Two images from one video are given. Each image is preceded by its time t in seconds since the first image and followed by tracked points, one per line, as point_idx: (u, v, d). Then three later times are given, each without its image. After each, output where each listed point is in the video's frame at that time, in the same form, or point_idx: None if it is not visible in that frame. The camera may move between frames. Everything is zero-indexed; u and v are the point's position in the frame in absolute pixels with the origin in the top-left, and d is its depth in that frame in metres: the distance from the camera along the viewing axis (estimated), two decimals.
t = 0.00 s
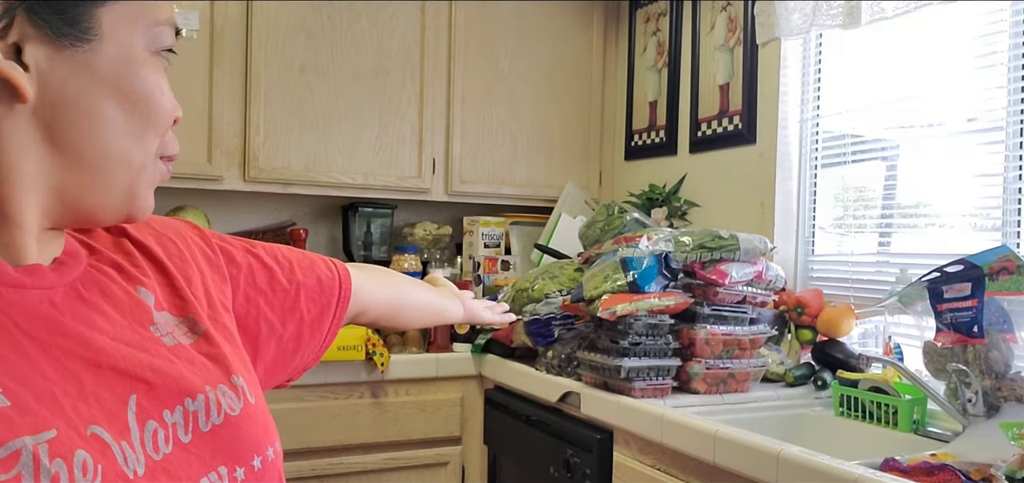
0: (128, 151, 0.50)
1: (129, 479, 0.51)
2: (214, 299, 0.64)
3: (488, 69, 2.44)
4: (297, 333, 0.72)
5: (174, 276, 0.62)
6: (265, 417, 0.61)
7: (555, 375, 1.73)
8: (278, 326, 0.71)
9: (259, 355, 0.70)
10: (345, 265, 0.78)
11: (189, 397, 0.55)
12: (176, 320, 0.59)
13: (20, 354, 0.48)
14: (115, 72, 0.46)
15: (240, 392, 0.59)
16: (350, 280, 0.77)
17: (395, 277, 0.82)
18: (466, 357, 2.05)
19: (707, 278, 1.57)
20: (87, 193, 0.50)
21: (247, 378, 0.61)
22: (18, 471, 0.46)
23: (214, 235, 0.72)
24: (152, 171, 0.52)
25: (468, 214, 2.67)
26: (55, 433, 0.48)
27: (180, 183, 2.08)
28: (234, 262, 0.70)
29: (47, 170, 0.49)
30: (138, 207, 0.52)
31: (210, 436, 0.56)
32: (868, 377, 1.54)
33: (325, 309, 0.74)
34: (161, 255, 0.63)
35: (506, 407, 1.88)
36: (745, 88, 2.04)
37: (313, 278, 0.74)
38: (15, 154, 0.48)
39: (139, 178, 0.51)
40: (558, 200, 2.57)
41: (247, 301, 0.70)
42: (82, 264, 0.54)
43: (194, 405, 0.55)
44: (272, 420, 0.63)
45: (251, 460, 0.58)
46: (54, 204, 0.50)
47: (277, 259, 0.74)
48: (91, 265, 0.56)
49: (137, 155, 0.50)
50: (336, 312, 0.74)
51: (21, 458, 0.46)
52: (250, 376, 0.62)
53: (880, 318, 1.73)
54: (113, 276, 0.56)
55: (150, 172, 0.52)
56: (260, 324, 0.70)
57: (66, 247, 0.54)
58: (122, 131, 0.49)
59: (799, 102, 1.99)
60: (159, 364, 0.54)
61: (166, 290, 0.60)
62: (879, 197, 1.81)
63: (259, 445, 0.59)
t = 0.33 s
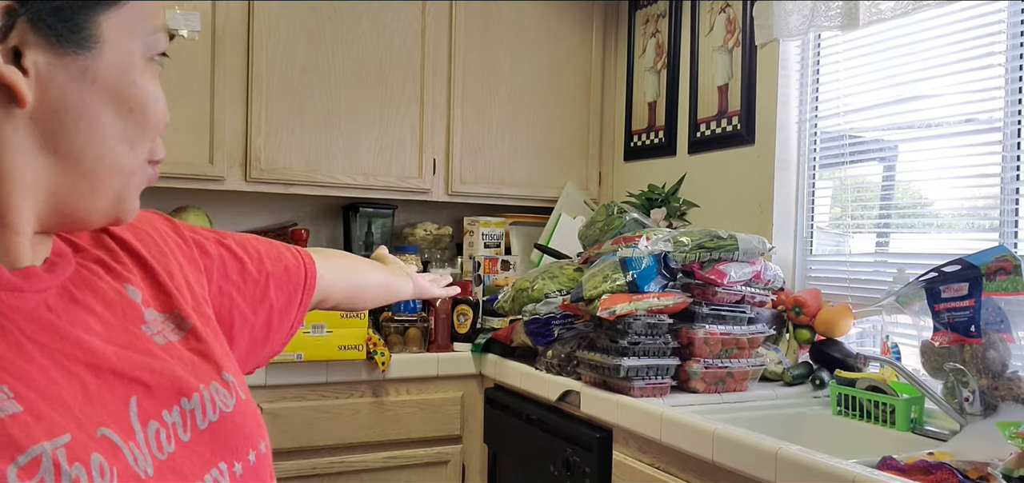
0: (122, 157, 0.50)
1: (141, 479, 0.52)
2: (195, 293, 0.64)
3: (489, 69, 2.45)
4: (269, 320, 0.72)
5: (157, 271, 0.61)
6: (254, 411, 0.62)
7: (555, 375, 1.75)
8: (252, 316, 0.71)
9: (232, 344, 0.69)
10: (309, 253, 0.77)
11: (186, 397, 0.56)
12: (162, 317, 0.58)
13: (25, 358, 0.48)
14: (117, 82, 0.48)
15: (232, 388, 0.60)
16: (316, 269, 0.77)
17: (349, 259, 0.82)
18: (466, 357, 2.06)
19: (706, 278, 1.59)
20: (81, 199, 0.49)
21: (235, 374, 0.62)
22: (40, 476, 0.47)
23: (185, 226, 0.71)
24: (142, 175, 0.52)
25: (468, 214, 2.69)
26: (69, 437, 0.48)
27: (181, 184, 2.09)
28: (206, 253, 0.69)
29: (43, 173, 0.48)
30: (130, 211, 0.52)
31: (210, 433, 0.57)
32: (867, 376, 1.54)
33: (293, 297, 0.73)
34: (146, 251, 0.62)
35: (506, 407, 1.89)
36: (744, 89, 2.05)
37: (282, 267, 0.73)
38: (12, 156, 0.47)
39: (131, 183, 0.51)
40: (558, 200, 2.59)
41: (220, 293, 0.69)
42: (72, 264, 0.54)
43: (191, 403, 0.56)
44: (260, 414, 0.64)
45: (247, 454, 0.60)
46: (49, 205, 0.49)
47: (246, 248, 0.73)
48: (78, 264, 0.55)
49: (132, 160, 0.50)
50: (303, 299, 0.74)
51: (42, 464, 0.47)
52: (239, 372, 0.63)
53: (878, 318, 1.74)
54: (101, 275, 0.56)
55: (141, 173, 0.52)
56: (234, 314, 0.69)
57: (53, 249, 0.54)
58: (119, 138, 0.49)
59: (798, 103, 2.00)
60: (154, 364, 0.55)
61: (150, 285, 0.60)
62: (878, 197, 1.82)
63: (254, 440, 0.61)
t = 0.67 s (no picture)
0: (120, 154, 0.50)
1: (145, 475, 0.52)
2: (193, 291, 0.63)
3: (488, 69, 2.45)
4: (268, 319, 0.71)
5: (153, 268, 0.60)
6: (254, 408, 0.62)
7: (555, 375, 1.75)
8: (250, 314, 0.70)
9: (231, 342, 0.69)
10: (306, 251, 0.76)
11: (186, 395, 0.56)
12: (160, 315, 0.58)
13: (27, 357, 0.48)
14: (120, 84, 0.49)
15: (231, 385, 0.59)
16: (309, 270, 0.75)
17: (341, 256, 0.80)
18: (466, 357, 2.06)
19: (706, 278, 1.59)
20: (79, 197, 0.49)
21: (234, 371, 0.61)
22: (45, 473, 0.47)
23: (183, 226, 0.70)
24: (137, 171, 0.52)
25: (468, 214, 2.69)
26: (72, 434, 0.48)
27: (181, 184, 2.09)
28: (204, 252, 0.68)
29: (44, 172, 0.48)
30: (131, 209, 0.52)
31: (210, 430, 0.57)
32: (867, 376, 1.54)
33: (292, 294, 0.73)
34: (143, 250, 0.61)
35: (506, 407, 1.89)
36: (744, 89, 2.05)
37: (279, 266, 0.72)
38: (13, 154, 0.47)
39: (128, 180, 0.51)
40: (558, 200, 2.59)
41: (219, 292, 0.68)
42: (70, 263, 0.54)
43: (191, 401, 0.56)
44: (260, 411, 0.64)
45: (247, 451, 0.60)
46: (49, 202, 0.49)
47: (244, 246, 0.72)
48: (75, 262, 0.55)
49: (131, 157, 0.51)
50: (300, 298, 0.73)
51: (46, 460, 0.47)
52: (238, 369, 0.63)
53: (878, 318, 1.73)
54: (99, 274, 0.55)
55: (139, 171, 0.52)
56: (233, 313, 0.69)
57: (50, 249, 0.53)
58: (117, 134, 0.49)
59: (798, 103, 2.00)
60: (154, 362, 0.55)
61: (148, 282, 0.59)
62: (877, 197, 1.82)
63: (254, 436, 0.60)
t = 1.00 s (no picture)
0: (115, 138, 0.57)
1: (138, 473, 0.56)
2: (220, 293, 0.69)
3: (488, 69, 2.45)
4: (311, 316, 0.76)
5: (180, 272, 0.67)
6: (265, 416, 0.65)
7: (555, 375, 1.74)
8: (289, 311, 0.75)
9: (268, 337, 0.74)
10: (363, 242, 0.81)
11: (193, 397, 0.60)
12: (185, 317, 0.64)
13: (31, 353, 0.54)
14: (123, 75, 0.57)
15: (243, 390, 0.64)
16: (370, 260, 0.79)
17: (431, 243, 0.85)
18: (466, 357, 2.06)
19: (706, 278, 1.59)
20: (87, 182, 0.57)
21: (251, 378, 0.66)
22: (34, 462, 0.51)
23: (227, 226, 0.76)
24: (139, 152, 0.59)
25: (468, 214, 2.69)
26: (66, 427, 0.53)
27: (181, 184, 2.09)
28: (242, 253, 0.74)
29: (45, 169, 0.56)
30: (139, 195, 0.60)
31: (213, 434, 0.61)
32: (867, 376, 1.54)
33: (342, 290, 0.77)
34: (176, 253, 0.69)
35: (506, 407, 1.89)
36: (744, 88, 2.05)
37: (330, 261, 0.77)
38: (14, 154, 0.55)
39: (130, 166, 0.58)
40: (557, 200, 2.59)
41: (256, 289, 0.74)
42: (89, 267, 0.60)
43: (200, 402, 0.61)
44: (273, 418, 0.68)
45: (252, 458, 0.63)
46: (58, 199, 0.57)
47: (291, 245, 0.77)
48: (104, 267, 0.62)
49: (128, 143, 0.58)
50: (353, 293, 0.78)
51: (35, 450, 0.51)
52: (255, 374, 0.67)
53: (878, 318, 1.73)
54: (124, 278, 0.62)
55: (140, 157, 0.59)
56: (270, 309, 0.74)
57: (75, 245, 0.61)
58: (114, 119, 0.57)
59: (798, 103, 2.00)
60: (167, 363, 0.60)
61: (175, 287, 0.66)
62: (878, 197, 1.81)
63: (259, 444, 0.64)
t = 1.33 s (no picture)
0: None
1: (110, 479, 0.55)
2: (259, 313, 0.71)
3: (488, 68, 2.45)
4: (357, 346, 0.78)
5: (220, 286, 0.69)
6: (274, 436, 0.65)
7: (555, 375, 1.74)
8: (335, 339, 0.77)
9: (311, 362, 0.76)
10: (418, 278, 0.84)
11: (195, 407, 0.60)
12: (210, 330, 0.65)
13: (30, 347, 0.54)
14: None
15: (251, 408, 0.63)
16: (422, 294, 0.83)
17: (488, 280, 0.92)
18: (467, 357, 2.05)
19: (706, 278, 1.58)
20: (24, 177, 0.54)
21: (266, 397, 0.66)
22: None
23: (280, 247, 0.79)
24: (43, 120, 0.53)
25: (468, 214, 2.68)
26: (41, 424, 0.53)
27: (181, 184, 2.09)
28: (292, 275, 0.76)
29: None
30: (50, 174, 0.54)
31: (209, 448, 0.60)
32: (867, 376, 1.55)
33: (390, 323, 0.80)
34: (221, 265, 0.71)
35: (506, 407, 1.89)
36: (744, 88, 2.05)
37: (381, 292, 0.80)
38: None
39: (22, 139, 0.52)
40: (557, 200, 2.59)
41: (303, 312, 0.76)
42: (113, 272, 0.62)
43: (200, 414, 0.60)
44: (286, 435, 0.68)
45: (249, 478, 0.62)
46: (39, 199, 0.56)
47: (341, 273, 0.79)
48: (131, 271, 0.64)
49: (17, 114, 0.52)
50: (402, 326, 0.80)
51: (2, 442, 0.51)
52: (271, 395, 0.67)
53: (879, 319, 1.74)
54: (148, 284, 0.64)
55: (37, 128, 0.52)
56: (315, 334, 0.76)
57: (99, 249, 0.63)
58: None
59: (798, 103, 2.00)
60: (175, 372, 0.60)
61: (210, 302, 0.67)
62: (878, 197, 1.81)
63: (261, 464, 0.63)
